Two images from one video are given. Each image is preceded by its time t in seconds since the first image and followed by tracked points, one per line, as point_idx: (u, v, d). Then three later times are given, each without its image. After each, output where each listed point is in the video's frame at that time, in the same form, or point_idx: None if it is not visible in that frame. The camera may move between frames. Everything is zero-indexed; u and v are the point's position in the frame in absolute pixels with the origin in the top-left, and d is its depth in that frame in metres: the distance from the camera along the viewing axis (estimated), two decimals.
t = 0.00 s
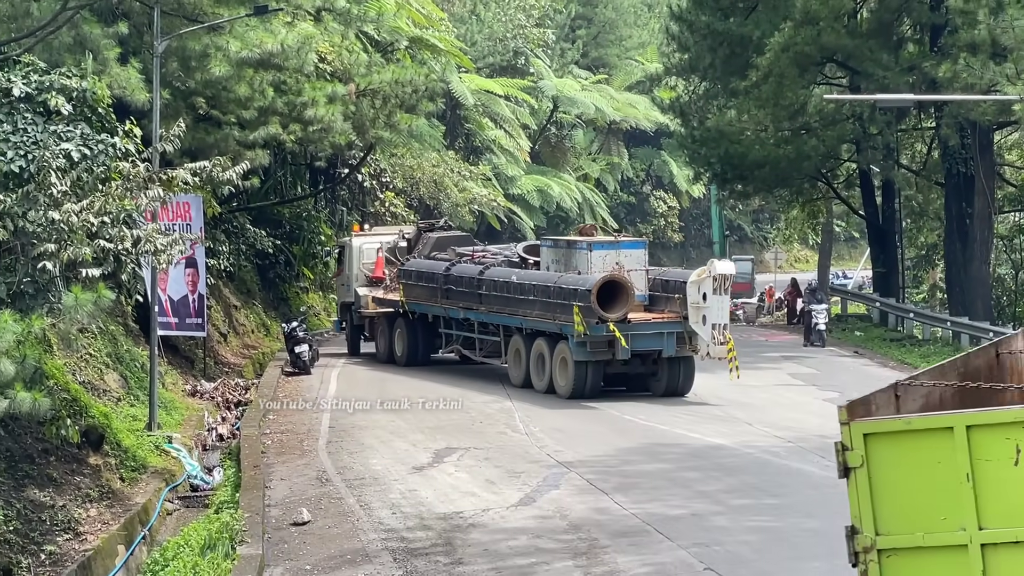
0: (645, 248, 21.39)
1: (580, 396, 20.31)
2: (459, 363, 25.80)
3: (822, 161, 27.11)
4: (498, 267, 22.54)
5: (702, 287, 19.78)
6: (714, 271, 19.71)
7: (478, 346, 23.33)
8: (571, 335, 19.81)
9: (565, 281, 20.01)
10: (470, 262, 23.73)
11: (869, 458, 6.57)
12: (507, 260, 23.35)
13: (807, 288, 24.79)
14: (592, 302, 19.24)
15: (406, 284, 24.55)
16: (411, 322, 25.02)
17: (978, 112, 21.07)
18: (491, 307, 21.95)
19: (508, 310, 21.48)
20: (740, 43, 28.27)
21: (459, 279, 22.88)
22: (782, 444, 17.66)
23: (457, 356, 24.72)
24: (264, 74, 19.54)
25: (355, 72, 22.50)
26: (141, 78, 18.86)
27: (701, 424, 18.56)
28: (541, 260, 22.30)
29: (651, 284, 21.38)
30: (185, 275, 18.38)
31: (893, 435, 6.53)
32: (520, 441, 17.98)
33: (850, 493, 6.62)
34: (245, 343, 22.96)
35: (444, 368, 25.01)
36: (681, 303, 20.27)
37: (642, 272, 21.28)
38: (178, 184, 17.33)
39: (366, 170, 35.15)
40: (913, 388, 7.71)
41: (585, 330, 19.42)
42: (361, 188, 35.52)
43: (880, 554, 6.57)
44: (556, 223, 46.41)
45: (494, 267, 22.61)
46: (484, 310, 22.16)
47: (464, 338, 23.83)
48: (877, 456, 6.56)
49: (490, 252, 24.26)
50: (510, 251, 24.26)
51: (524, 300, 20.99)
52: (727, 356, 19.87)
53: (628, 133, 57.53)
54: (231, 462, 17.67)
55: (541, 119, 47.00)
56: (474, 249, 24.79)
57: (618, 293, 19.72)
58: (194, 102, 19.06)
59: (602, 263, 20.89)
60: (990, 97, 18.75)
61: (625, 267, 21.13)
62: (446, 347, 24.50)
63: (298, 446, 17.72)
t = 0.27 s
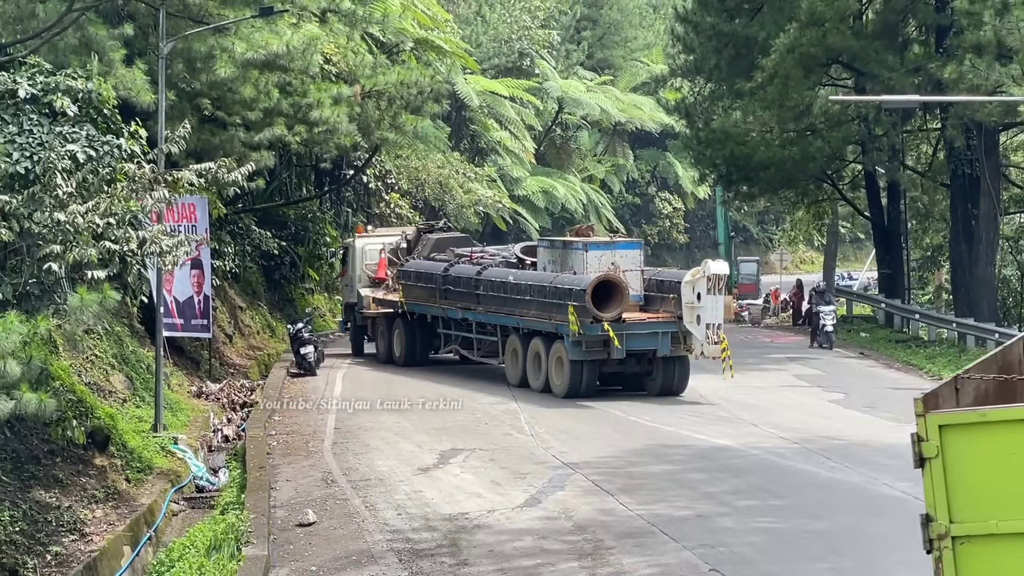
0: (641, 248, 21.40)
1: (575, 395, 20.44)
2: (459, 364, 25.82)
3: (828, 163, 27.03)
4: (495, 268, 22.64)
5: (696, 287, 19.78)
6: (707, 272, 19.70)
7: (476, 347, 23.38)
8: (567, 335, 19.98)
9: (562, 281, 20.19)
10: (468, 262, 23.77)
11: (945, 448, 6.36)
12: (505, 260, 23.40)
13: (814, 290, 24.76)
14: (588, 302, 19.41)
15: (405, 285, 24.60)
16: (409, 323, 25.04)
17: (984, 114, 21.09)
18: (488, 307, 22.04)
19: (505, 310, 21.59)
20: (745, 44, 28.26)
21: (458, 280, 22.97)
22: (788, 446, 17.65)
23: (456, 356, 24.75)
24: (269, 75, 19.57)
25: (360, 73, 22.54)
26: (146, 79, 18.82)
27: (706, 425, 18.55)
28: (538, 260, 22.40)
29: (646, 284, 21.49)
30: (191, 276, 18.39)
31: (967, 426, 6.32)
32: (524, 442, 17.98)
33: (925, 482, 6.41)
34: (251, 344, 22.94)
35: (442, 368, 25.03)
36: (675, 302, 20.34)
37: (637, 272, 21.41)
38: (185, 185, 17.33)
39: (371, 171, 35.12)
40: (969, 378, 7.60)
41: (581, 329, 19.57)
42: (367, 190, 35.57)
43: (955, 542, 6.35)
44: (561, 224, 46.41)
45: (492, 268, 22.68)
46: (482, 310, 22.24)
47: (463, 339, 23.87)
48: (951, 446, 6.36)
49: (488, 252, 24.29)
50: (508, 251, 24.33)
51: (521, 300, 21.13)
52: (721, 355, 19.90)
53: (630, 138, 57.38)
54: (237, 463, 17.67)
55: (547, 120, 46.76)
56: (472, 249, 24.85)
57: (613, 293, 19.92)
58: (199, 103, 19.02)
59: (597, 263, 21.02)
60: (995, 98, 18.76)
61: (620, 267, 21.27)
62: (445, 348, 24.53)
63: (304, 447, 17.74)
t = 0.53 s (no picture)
0: (647, 245, 20.11)
1: (576, 401, 19.27)
2: (455, 368, 24.64)
3: (854, 154, 26.05)
4: (492, 266, 21.47)
5: (704, 285, 18.75)
6: (716, 269, 18.68)
7: (472, 350, 22.19)
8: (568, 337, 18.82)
9: (562, 279, 19.10)
10: (464, 260, 22.58)
11: None
12: (503, 257, 22.21)
13: (843, 292, 23.63)
14: (588, 302, 18.29)
15: (397, 284, 23.43)
16: (401, 325, 23.87)
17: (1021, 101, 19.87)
18: (485, 308, 20.89)
19: (502, 311, 20.43)
20: (765, 27, 27.13)
21: (453, 279, 21.81)
22: (812, 457, 16.40)
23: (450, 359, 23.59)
24: (258, 60, 18.36)
25: (354, 58, 21.37)
26: (126, 65, 17.62)
27: (723, 434, 17.30)
28: (538, 257, 21.17)
29: (652, 283, 20.34)
30: (174, 276, 17.24)
31: None
32: (530, 453, 16.74)
33: None
34: (237, 349, 21.71)
35: (436, 373, 23.81)
36: (682, 302, 19.22)
37: (643, 270, 20.10)
38: (165, 177, 16.13)
39: (365, 163, 33.99)
40: None
41: (581, 331, 18.44)
42: (361, 183, 34.46)
43: None
44: (568, 220, 45.12)
45: (489, 265, 21.52)
46: (478, 310, 21.09)
47: (458, 341, 22.72)
48: None
49: (485, 250, 23.10)
50: (507, 249, 23.11)
51: (519, 300, 19.98)
52: (731, 358, 18.90)
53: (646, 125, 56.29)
54: (222, 476, 16.44)
55: (553, 108, 45.87)
56: (469, 246, 23.68)
57: (616, 292, 18.75)
58: (182, 91, 17.77)
59: (600, 261, 19.79)
60: None
61: (625, 265, 19.99)
62: (440, 350, 23.38)
63: (294, 458, 16.55)
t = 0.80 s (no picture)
0: (653, 238, 18.68)
1: (577, 407, 18.00)
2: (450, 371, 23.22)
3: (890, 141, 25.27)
4: (489, 261, 20.11)
5: (714, 282, 17.48)
6: (728, 266, 17.35)
7: (467, 352, 20.81)
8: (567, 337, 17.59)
9: (561, 276, 17.81)
10: (459, 255, 21.17)
11: None
12: (501, 253, 20.81)
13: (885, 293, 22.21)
14: (590, 300, 17.10)
15: (389, 281, 22.12)
16: (391, 325, 22.46)
17: None
18: (481, 306, 19.56)
19: (499, 310, 19.12)
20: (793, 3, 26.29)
21: (446, 276, 20.45)
22: (844, 470, 14.96)
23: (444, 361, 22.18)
24: (240, 38, 17.21)
25: (347, 37, 20.24)
26: (99, 44, 16.28)
27: (747, 445, 15.87)
28: (538, 251, 19.77)
29: (660, 280, 18.99)
30: (151, 274, 15.83)
31: None
32: (537, 465, 15.31)
33: None
34: (220, 352, 20.30)
35: (430, 377, 22.38)
36: (692, 301, 17.97)
37: (649, 266, 18.65)
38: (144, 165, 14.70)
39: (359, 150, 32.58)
40: None
41: (583, 331, 17.23)
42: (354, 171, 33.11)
43: None
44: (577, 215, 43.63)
45: (485, 261, 20.15)
46: (473, 309, 19.74)
47: (452, 342, 21.35)
48: None
49: (482, 245, 21.62)
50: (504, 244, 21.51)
51: (516, 298, 18.69)
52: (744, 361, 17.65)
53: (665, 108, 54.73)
54: (203, 490, 15.00)
55: (563, 92, 44.37)
56: (463, 241, 22.20)
57: (620, 290, 17.57)
58: (160, 72, 16.46)
59: (602, 256, 18.38)
60: None
61: (630, 260, 18.51)
62: (432, 352, 21.97)
63: (281, 472, 15.14)
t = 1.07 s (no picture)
0: (655, 231, 17.78)
1: (575, 409, 17.11)
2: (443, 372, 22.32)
3: (918, 129, 24.39)
4: (484, 256, 19.17)
5: (719, 277, 16.79)
6: (733, 259, 16.71)
7: (461, 352, 19.91)
8: (564, 336, 16.75)
9: (558, 271, 16.95)
10: (454, 250, 20.20)
11: None
12: (497, 247, 19.84)
13: (916, 293, 21.34)
14: (587, 297, 16.28)
15: (381, 278, 21.21)
16: (381, 325, 21.55)
17: None
18: (475, 303, 18.63)
19: (494, 307, 18.19)
20: None
21: (440, 272, 19.51)
22: (871, 479, 13.99)
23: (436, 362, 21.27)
24: (230, 22, 16.17)
25: (342, 21, 19.28)
26: (79, 27, 15.36)
27: (767, 452, 14.90)
28: (534, 246, 18.81)
29: (662, 276, 18.07)
30: (135, 271, 14.94)
31: None
32: (544, 474, 14.34)
33: None
34: (208, 353, 19.37)
35: (424, 377, 21.48)
36: (694, 298, 17.20)
37: (651, 261, 17.73)
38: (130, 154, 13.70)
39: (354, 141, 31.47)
40: None
41: (580, 329, 16.42)
42: (350, 163, 32.08)
43: None
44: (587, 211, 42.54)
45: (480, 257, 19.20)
46: (468, 307, 18.82)
47: (446, 342, 20.44)
48: None
49: (477, 240, 20.46)
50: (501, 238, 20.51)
51: (511, 295, 17.81)
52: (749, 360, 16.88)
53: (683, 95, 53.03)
54: (190, 501, 14.04)
55: (572, 77, 42.53)
56: (459, 235, 21.08)
57: (618, 286, 16.76)
58: (144, 57, 15.63)
59: (602, 252, 17.41)
60: None
61: (630, 256, 17.60)
62: (425, 352, 21.07)
63: (272, 481, 14.20)
